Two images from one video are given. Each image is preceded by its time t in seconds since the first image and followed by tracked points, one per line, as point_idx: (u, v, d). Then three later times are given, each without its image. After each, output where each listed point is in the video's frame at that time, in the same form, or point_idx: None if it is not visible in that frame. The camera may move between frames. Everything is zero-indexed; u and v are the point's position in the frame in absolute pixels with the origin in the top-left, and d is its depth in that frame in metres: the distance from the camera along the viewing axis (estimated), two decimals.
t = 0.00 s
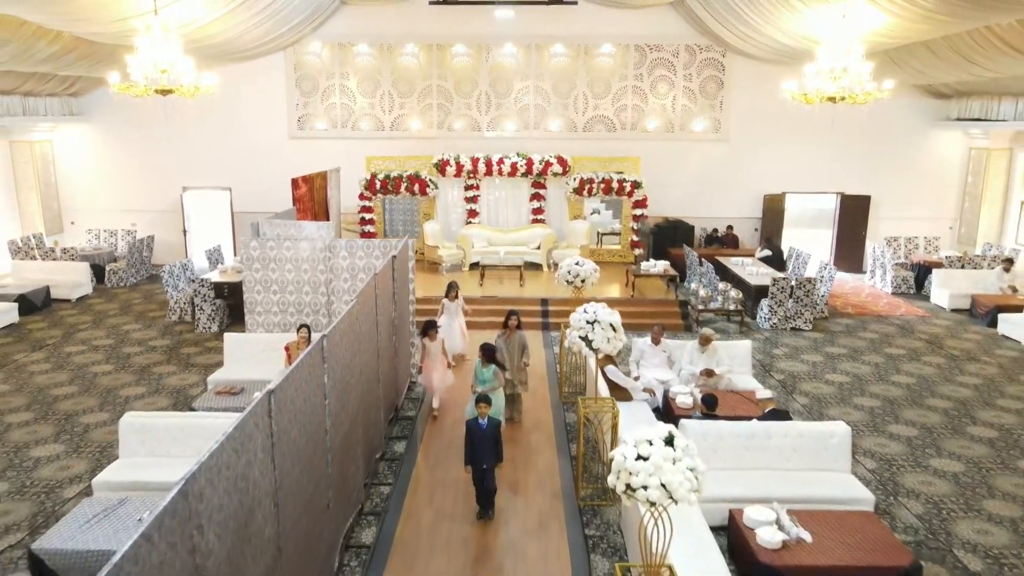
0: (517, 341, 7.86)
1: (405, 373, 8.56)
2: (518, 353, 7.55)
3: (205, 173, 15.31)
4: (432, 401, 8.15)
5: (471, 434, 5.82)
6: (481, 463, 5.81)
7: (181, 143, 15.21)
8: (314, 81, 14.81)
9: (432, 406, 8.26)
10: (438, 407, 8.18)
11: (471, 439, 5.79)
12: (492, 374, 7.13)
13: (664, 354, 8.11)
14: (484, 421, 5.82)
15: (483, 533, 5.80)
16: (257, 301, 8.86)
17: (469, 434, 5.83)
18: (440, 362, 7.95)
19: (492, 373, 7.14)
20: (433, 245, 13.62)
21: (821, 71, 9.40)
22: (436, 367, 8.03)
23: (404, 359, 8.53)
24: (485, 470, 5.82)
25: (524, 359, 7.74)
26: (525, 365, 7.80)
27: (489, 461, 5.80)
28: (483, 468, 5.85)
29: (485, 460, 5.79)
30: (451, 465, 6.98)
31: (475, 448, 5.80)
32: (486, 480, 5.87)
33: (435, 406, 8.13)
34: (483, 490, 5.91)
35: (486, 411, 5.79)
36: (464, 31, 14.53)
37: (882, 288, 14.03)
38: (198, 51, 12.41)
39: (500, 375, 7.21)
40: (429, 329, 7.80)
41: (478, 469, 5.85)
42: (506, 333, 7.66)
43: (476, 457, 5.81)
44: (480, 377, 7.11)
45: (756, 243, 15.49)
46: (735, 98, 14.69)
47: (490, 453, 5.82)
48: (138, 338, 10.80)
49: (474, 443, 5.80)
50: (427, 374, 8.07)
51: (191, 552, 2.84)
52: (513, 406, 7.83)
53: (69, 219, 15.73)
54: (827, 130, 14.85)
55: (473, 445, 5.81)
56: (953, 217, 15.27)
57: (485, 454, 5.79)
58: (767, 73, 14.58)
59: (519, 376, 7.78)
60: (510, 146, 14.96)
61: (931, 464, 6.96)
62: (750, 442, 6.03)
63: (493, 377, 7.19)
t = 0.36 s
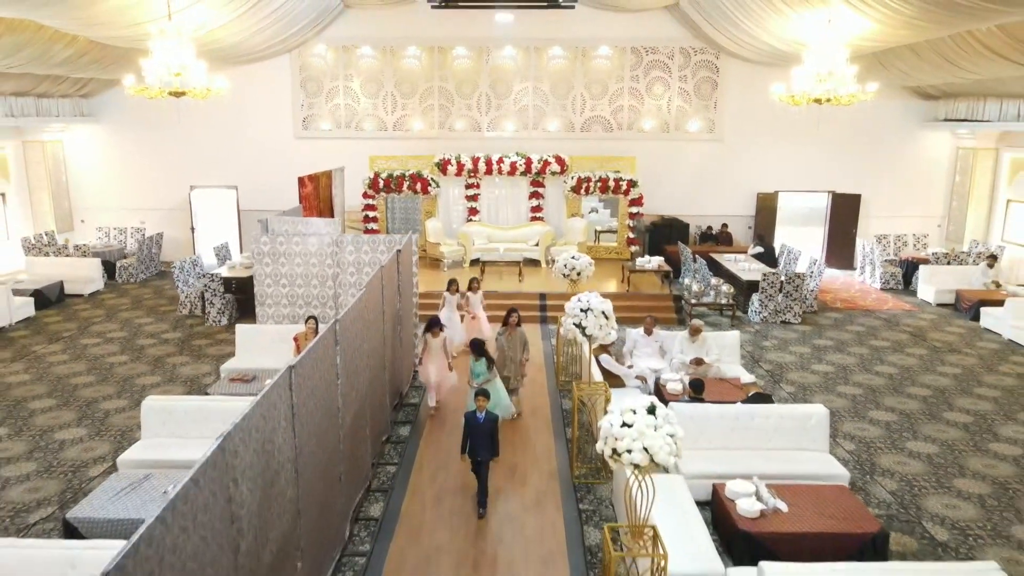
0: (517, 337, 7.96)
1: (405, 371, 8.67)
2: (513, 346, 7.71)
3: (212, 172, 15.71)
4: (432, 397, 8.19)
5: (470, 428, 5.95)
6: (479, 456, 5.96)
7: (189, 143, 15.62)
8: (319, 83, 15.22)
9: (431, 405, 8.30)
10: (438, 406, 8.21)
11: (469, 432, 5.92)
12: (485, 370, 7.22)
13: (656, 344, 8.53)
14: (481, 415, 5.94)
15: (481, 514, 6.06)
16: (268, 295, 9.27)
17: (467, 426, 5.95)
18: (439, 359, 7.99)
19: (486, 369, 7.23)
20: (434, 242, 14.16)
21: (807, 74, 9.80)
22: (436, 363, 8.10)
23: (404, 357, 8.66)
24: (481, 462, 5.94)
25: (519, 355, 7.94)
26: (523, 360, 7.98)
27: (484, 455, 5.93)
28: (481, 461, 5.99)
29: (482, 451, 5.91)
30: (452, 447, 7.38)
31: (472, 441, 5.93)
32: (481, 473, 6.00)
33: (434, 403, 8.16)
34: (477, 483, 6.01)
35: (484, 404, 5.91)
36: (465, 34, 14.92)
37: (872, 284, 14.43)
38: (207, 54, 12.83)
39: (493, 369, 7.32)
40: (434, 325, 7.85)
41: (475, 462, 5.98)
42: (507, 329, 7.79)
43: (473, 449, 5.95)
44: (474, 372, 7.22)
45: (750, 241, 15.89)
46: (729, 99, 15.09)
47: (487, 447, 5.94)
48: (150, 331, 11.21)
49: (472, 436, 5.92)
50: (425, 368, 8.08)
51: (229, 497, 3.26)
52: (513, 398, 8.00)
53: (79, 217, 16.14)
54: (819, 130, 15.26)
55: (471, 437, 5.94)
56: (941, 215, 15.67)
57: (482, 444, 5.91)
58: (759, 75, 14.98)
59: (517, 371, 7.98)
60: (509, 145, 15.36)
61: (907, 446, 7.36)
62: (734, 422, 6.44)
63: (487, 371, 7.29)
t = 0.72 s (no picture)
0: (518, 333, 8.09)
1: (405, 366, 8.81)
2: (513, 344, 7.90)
3: (219, 171, 16.10)
4: (434, 396, 8.22)
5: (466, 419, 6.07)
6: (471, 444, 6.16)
7: (197, 143, 16.01)
8: (323, 84, 15.60)
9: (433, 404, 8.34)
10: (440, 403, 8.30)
11: (463, 422, 6.07)
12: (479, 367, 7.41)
13: (648, 335, 8.93)
14: (478, 407, 6.01)
15: (480, 492, 6.41)
16: (277, 288, 9.66)
17: (464, 418, 6.06)
18: (439, 358, 8.06)
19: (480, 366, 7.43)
20: (437, 239, 14.48)
21: (795, 76, 10.20)
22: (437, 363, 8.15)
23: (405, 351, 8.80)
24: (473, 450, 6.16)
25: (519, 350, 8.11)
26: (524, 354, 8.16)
27: (477, 445, 6.09)
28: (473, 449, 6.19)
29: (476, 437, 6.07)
30: (454, 431, 7.76)
31: (466, 430, 6.08)
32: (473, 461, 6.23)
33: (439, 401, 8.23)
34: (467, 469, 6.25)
35: (480, 398, 5.98)
36: (465, 36, 15.29)
37: (862, 280, 14.82)
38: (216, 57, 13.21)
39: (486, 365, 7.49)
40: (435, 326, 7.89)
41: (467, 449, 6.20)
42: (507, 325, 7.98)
43: (467, 438, 6.12)
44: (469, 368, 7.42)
45: (743, 238, 16.28)
46: (723, 100, 15.47)
47: (480, 438, 6.09)
48: (162, 324, 11.60)
49: (466, 426, 6.06)
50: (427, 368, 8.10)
51: (258, 454, 3.66)
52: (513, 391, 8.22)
53: (89, 215, 16.53)
54: (811, 130, 15.65)
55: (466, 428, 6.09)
56: (930, 213, 16.06)
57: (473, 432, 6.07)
58: (753, 76, 15.36)
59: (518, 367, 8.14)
60: (509, 145, 15.74)
61: (886, 430, 7.75)
62: (720, 406, 6.83)
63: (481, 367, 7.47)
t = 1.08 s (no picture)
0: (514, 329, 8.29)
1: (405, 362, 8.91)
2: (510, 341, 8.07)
3: (226, 170, 16.48)
4: (437, 396, 8.39)
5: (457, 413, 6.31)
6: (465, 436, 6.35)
7: (203, 142, 16.40)
8: (327, 85, 15.98)
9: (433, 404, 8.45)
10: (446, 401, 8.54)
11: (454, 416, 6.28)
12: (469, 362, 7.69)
13: (642, 326, 9.26)
14: (467, 399, 6.30)
15: (480, 473, 6.77)
16: (285, 281, 10.06)
17: (454, 411, 6.32)
18: (440, 359, 8.24)
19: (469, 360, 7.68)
20: (438, 237, 14.93)
21: (783, 78, 10.61)
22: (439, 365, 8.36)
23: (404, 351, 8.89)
24: (467, 442, 6.37)
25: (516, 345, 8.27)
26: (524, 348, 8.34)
27: (470, 436, 6.35)
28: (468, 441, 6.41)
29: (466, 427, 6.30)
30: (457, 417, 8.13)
31: (457, 423, 6.32)
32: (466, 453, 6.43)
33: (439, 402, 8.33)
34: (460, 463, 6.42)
35: (469, 389, 6.30)
36: (466, 38, 15.67)
37: (852, 277, 15.21)
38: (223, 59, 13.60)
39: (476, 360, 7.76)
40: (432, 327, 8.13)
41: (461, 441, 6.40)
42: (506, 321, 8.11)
43: (459, 431, 6.35)
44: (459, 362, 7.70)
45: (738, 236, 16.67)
46: (717, 101, 15.85)
47: (472, 429, 6.34)
48: (172, 318, 11.98)
49: (458, 418, 6.30)
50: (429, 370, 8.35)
51: (279, 422, 4.04)
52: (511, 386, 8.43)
53: (98, 213, 16.91)
54: (804, 130, 16.03)
55: (458, 422, 6.32)
56: (920, 211, 16.44)
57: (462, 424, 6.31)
58: (747, 77, 15.74)
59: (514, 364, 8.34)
60: (508, 144, 16.12)
61: (867, 416, 8.14)
62: (709, 392, 7.20)
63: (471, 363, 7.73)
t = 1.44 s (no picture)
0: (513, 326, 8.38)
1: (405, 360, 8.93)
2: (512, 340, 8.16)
3: (231, 169, 16.86)
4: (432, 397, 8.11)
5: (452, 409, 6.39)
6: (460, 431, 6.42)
7: (210, 142, 16.77)
8: (331, 86, 16.36)
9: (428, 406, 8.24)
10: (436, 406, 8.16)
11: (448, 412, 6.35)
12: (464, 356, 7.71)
13: (637, 318, 9.65)
14: (460, 395, 6.39)
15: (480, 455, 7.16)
16: (293, 276, 10.43)
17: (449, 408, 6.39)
18: (439, 359, 7.95)
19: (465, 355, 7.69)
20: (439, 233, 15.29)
21: (773, 80, 11.00)
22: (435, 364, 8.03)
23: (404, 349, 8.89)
24: (461, 438, 6.44)
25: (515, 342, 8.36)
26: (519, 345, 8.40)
27: (463, 432, 6.42)
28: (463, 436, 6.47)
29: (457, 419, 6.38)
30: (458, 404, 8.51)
31: (451, 419, 6.40)
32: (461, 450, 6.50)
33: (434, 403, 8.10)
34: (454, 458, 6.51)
35: (462, 386, 6.34)
36: (467, 40, 16.05)
37: (844, 273, 15.58)
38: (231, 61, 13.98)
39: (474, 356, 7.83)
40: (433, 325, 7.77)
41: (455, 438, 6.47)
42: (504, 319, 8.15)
43: (453, 427, 6.43)
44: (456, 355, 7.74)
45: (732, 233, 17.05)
46: (712, 102, 16.22)
47: (465, 424, 6.41)
48: (182, 312, 12.36)
49: (451, 414, 6.39)
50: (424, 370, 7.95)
51: (295, 397, 4.42)
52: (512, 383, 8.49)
53: (106, 211, 17.29)
54: (796, 130, 16.40)
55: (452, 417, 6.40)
56: (910, 209, 16.81)
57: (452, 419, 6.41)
58: (741, 78, 16.11)
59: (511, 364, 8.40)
60: (508, 143, 16.50)
61: (851, 403, 8.52)
62: (699, 379, 7.57)
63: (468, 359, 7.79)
